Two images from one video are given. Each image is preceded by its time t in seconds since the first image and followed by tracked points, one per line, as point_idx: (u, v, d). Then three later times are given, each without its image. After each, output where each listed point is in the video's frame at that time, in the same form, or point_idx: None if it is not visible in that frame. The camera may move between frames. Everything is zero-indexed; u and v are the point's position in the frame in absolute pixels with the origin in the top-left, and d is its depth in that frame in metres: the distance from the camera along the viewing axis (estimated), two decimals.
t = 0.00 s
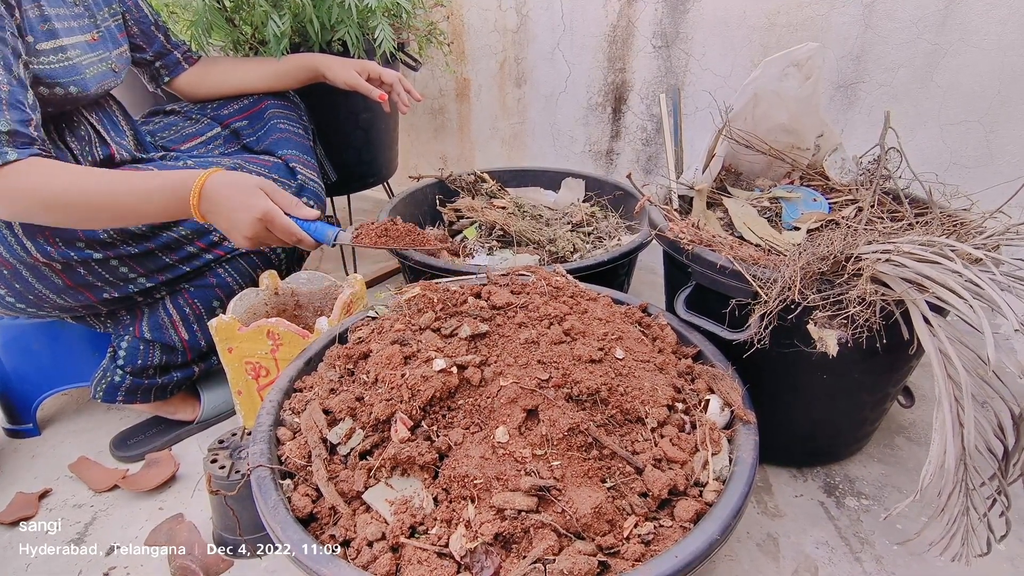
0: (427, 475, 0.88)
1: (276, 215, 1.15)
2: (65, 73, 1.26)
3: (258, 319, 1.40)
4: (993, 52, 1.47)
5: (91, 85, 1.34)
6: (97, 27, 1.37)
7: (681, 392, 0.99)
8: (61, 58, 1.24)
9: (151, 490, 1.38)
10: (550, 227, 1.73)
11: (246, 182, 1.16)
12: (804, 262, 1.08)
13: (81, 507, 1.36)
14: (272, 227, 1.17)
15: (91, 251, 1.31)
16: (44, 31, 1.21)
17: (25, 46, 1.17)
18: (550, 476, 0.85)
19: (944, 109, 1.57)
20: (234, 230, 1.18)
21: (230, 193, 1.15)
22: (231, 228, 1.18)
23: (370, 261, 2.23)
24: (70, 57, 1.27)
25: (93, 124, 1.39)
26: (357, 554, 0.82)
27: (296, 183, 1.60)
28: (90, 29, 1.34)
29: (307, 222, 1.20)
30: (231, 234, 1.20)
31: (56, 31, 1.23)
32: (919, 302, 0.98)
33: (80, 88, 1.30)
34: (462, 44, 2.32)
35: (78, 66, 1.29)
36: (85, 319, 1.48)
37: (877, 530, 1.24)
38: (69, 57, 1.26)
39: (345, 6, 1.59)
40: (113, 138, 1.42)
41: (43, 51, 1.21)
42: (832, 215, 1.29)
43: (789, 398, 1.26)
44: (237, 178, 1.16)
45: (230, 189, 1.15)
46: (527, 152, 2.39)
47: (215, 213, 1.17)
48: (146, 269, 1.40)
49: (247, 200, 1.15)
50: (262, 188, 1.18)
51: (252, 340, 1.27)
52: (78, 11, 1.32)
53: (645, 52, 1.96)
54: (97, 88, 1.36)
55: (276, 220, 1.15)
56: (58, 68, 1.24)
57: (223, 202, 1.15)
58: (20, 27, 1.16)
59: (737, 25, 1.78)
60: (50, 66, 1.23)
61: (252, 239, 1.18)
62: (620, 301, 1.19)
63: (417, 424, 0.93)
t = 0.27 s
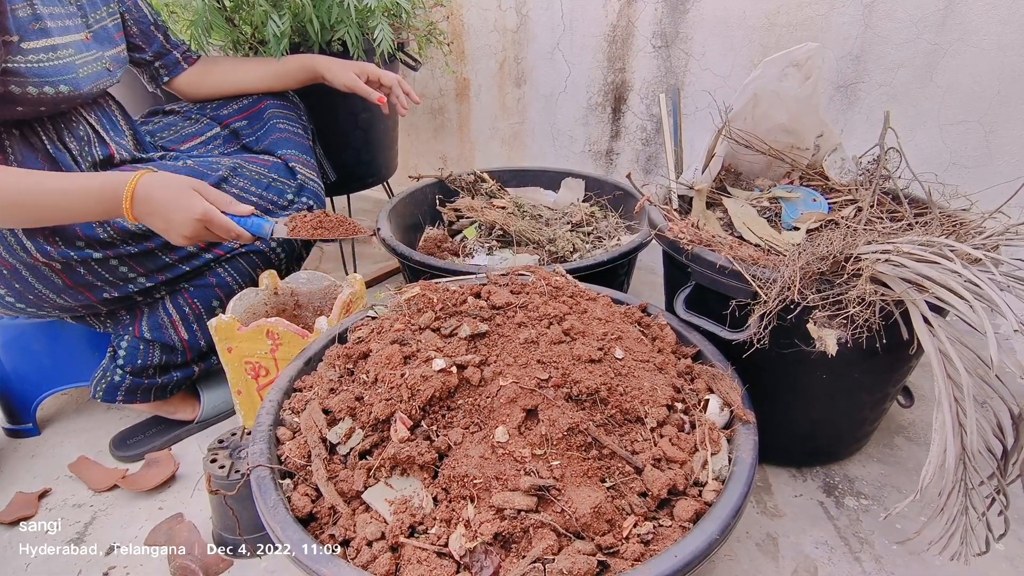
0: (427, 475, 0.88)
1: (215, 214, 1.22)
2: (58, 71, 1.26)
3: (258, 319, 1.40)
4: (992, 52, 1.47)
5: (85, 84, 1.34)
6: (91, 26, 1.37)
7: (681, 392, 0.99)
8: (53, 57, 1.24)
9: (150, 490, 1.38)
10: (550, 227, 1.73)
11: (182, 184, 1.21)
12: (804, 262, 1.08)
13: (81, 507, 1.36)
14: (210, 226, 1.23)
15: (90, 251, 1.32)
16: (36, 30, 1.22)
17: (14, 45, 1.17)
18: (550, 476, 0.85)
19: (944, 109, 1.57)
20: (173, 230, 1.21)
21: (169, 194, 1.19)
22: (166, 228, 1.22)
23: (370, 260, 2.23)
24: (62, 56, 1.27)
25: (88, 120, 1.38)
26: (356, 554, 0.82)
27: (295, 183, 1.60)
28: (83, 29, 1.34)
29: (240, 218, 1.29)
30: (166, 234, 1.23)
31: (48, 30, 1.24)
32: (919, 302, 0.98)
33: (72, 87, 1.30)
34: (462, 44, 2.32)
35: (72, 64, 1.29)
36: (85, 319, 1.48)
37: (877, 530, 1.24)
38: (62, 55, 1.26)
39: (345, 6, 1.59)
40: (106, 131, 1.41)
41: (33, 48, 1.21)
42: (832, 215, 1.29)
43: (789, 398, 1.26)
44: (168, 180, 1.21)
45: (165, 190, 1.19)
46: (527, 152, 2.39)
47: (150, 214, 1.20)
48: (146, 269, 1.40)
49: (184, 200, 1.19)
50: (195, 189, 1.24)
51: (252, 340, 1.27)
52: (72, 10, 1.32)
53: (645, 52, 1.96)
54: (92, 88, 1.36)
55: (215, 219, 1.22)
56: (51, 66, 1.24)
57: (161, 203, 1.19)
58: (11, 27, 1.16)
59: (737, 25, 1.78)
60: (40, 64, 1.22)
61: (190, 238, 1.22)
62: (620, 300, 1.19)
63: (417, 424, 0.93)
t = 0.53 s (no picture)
0: (426, 475, 0.88)
1: (221, 246, 1.31)
2: (57, 71, 1.26)
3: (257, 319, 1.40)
4: (992, 53, 1.47)
5: (83, 85, 1.34)
6: (89, 26, 1.37)
7: (680, 392, 0.99)
8: (52, 56, 1.25)
9: (149, 490, 1.38)
10: (549, 227, 1.74)
11: (187, 218, 1.30)
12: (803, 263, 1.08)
13: (80, 507, 1.36)
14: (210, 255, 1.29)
15: (91, 251, 1.31)
16: (36, 29, 1.22)
17: (12, 45, 1.18)
18: (549, 476, 0.85)
19: (943, 110, 1.57)
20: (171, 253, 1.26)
21: (178, 223, 1.27)
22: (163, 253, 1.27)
23: (369, 260, 2.23)
24: (61, 56, 1.27)
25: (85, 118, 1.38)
26: (355, 554, 0.82)
27: (294, 183, 1.61)
28: (81, 28, 1.34)
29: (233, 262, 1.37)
30: (164, 261, 1.27)
31: (47, 29, 1.24)
32: (917, 302, 0.98)
33: (70, 87, 1.30)
34: (462, 45, 2.32)
35: (70, 64, 1.29)
36: (84, 318, 1.48)
37: (875, 530, 1.24)
38: (61, 55, 1.27)
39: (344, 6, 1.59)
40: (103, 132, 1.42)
41: (31, 48, 1.21)
42: (831, 216, 1.29)
43: (787, 398, 1.26)
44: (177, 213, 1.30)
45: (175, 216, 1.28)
46: (526, 152, 2.39)
47: (154, 238, 1.25)
48: (146, 269, 1.39)
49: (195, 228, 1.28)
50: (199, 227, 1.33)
51: (251, 340, 1.27)
52: (70, 10, 1.31)
53: (644, 53, 1.96)
54: (90, 88, 1.36)
55: (219, 250, 1.30)
56: (49, 66, 1.24)
57: (169, 228, 1.25)
58: (9, 27, 1.16)
59: (736, 26, 1.78)
60: (37, 64, 1.22)
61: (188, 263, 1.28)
62: (619, 301, 1.19)
63: (416, 424, 0.93)
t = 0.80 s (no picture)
0: (425, 475, 0.88)
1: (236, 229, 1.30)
2: (58, 69, 1.26)
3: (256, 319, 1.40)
4: (990, 54, 1.47)
5: (84, 83, 1.34)
6: (88, 26, 1.37)
7: (679, 392, 1.00)
8: (53, 54, 1.25)
9: (147, 490, 1.38)
10: (548, 228, 1.74)
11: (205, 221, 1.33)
12: (801, 263, 1.08)
13: (78, 507, 1.36)
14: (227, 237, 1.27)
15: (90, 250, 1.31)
16: (36, 27, 1.22)
17: (14, 43, 1.17)
18: (548, 476, 0.85)
19: (941, 110, 1.57)
20: (189, 243, 1.24)
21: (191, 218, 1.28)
22: (184, 248, 1.25)
23: (368, 260, 2.23)
24: (62, 54, 1.27)
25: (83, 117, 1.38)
26: (354, 555, 0.82)
27: (293, 183, 1.61)
28: (80, 28, 1.34)
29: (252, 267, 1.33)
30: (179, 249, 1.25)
31: (48, 27, 1.24)
32: (916, 303, 0.98)
33: (71, 86, 1.30)
34: (461, 45, 2.32)
35: (71, 63, 1.29)
36: (82, 319, 1.47)
37: (874, 530, 1.24)
38: (62, 53, 1.27)
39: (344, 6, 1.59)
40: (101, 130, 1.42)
41: (33, 46, 1.21)
42: (830, 216, 1.29)
43: (786, 399, 1.26)
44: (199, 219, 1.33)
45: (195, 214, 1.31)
46: (526, 153, 2.39)
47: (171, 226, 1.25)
48: (145, 268, 1.39)
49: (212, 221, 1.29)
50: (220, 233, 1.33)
51: (250, 340, 1.27)
52: (69, 10, 1.32)
53: (643, 53, 1.96)
54: (90, 86, 1.36)
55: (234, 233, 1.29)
56: (51, 64, 1.24)
57: (183, 223, 1.26)
58: (10, 25, 1.16)
59: (735, 26, 1.78)
60: (39, 61, 1.21)
61: (206, 247, 1.25)
62: (618, 301, 1.19)
63: (415, 425, 0.93)
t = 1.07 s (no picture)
0: (423, 475, 0.88)
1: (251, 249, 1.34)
2: (55, 71, 1.26)
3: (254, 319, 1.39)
4: (988, 55, 1.47)
5: (80, 84, 1.34)
6: (85, 26, 1.37)
7: (677, 392, 1.00)
8: (50, 57, 1.24)
9: (145, 490, 1.38)
10: (547, 228, 1.74)
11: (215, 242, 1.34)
12: (800, 264, 1.08)
13: (76, 508, 1.35)
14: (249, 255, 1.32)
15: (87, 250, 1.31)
16: (32, 29, 1.21)
17: (11, 45, 1.17)
18: (547, 477, 0.85)
19: (940, 111, 1.57)
20: (217, 262, 1.28)
21: (205, 242, 1.31)
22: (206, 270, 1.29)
23: (367, 260, 2.23)
24: (60, 56, 1.27)
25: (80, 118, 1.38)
26: (352, 555, 0.82)
27: (291, 182, 1.60)
28: (77, 29, 1.33)
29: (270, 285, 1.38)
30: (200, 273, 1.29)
31: (44, 30, 1.23)
32: (914, 303, 0.98)
33: (68, 87, 1.30)
34: (460, 45, 2.32)
35: (67, 65, 1.29)
36: (80, 319, 1.46)
37: (872, 530, 1.24)
38: (59, 55, 1.26)
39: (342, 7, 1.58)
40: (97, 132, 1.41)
41: (30, 48, 1.20)
42: (829, 217, 1.29)
43: (785, 399, 1.26)
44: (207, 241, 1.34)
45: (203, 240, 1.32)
46: (525, 153, 2.39)
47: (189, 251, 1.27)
48: (143, 268, 1.39)
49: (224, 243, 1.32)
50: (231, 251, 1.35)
51: (248, 340, 1.27)
52: (66, 11, 1.31)
53: (642, 53, 1.96)
54: (87, 86, 1.36)
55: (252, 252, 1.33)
56: (47, 66, 1.24)
57: (200, 248, 1.29)
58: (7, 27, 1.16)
59: (734, 26, 1.78)
60: (37, 64, 1.21)
61: (234, 265, 1.29)
62: (617, 301, 1.20)
63: (413, 425, 0.93)
